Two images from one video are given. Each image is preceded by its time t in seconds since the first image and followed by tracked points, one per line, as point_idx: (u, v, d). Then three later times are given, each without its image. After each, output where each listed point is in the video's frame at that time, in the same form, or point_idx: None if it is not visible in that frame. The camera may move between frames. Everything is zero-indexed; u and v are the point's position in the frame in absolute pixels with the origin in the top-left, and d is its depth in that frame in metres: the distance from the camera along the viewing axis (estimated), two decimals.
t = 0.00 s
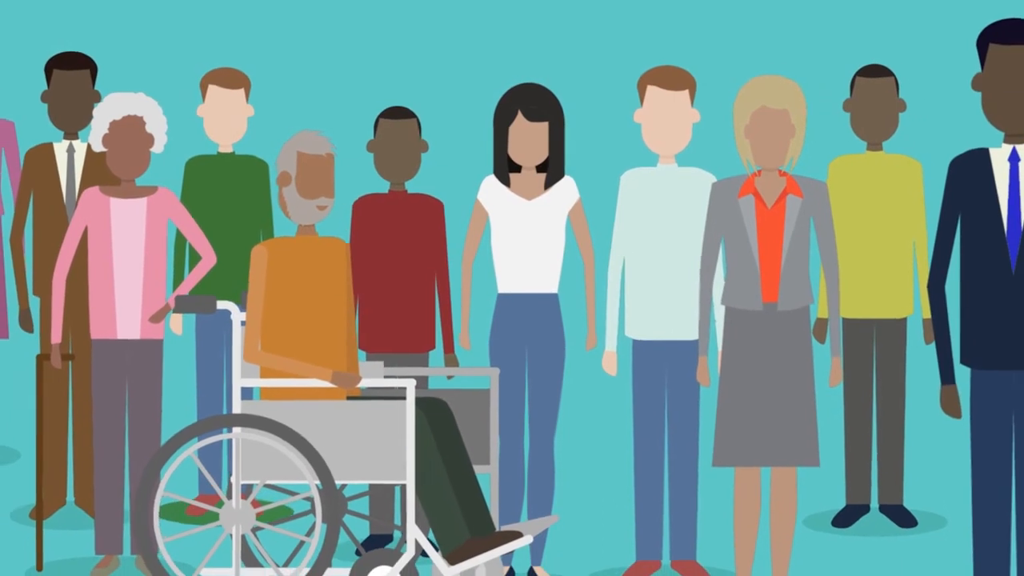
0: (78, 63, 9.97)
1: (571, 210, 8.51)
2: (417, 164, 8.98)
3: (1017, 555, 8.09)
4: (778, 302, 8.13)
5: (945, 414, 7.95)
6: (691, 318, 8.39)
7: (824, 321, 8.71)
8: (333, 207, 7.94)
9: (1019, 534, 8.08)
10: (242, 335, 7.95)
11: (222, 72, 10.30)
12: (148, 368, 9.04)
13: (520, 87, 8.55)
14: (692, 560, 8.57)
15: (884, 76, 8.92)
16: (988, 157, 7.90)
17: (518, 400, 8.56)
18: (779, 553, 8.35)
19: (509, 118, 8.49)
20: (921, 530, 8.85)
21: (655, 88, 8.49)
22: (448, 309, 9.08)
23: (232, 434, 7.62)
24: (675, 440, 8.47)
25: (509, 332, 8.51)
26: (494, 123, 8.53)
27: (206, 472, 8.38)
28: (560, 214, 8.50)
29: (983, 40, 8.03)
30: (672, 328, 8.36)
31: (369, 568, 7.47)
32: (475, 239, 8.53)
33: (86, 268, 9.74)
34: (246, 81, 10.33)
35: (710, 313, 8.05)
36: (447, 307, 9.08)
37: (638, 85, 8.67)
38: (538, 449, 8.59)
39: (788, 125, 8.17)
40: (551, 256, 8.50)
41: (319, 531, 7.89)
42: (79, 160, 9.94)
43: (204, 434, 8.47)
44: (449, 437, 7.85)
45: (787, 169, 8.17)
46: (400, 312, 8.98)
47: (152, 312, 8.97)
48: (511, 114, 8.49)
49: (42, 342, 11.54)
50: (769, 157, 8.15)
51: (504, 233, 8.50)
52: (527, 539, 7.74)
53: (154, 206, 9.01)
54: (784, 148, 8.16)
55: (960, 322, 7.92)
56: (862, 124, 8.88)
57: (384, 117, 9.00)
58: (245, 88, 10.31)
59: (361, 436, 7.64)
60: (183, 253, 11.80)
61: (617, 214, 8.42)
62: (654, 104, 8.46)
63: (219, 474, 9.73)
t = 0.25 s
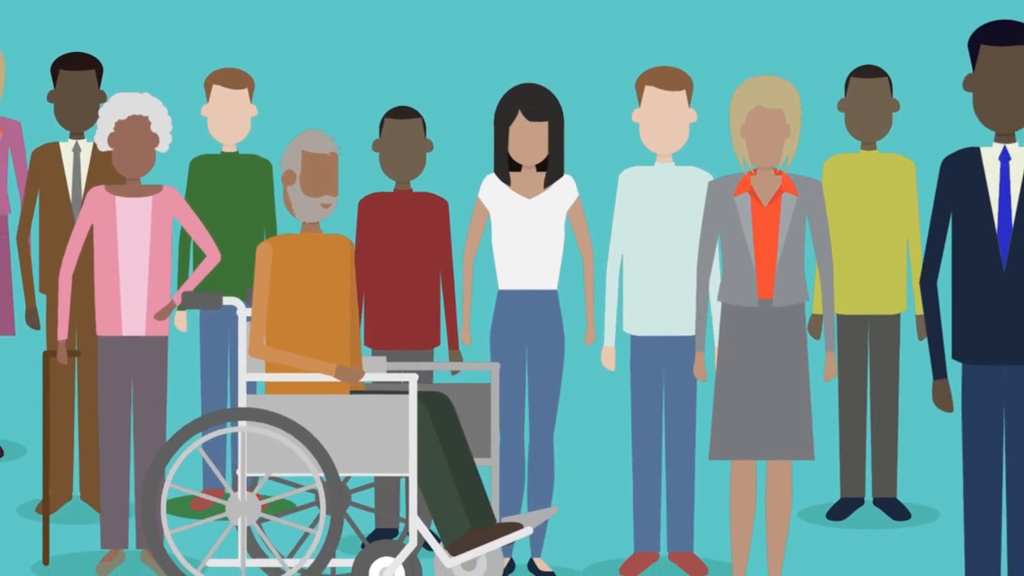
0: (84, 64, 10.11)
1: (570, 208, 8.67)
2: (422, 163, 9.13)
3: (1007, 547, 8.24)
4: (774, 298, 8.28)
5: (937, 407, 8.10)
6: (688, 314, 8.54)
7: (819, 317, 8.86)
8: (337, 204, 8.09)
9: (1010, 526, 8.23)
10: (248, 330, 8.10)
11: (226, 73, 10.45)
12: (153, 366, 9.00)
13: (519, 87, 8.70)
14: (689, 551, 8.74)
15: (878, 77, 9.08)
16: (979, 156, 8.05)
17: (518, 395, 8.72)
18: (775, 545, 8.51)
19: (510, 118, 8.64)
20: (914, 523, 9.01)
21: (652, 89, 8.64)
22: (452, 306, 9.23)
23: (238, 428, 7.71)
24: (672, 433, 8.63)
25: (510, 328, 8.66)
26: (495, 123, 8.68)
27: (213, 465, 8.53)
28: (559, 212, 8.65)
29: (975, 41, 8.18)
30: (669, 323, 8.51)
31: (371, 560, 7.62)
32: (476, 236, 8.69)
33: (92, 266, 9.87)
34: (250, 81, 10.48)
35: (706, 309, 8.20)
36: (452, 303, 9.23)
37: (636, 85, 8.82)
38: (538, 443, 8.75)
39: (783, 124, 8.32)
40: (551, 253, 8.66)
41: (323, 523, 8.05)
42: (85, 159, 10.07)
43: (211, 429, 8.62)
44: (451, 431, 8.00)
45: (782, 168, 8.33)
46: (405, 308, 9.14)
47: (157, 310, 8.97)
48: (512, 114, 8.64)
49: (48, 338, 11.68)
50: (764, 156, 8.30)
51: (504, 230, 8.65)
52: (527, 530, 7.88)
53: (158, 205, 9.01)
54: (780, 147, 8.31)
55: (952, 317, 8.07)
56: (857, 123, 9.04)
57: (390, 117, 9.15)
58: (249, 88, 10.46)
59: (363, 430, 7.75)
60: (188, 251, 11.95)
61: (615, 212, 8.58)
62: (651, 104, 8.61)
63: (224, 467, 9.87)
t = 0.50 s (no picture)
0: (88, 64, 10.22)
1: (569, 207, 8.78)
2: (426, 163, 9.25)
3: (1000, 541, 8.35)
4: (770, 295, 8.40)
5: (931, 403, 8.22)
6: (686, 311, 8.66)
7: (815, 314, 8.98)
8: (340, 203, 8.21)
9: (1003, 521, 8.34)
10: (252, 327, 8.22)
11: (229, 73, 10.56)
12: (158, 363, 9.08)
13: (519, 87, 8.81)
14: (687, 545, 8.86)
15: (874, 77, 9.19)
16: (973, 155, 8.17)
17: (518, 391, 8.84)
18: (772, 539, 8.62)
19: (510, 118, 8.75)
20: (909, 517, 9.13)
21: (650, 89, 8.76)
22: (455, 304, 9.35)
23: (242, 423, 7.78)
24: (670, 429, 8.75)
25: (510, 325, 8.78)
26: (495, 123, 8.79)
27: (218, 460, 8.64)
28: (559, 210, 8.77)
29: (969, 42, 8.30)
30: (667, 320, 8.64)
31: (374, 553, 7.73)
32: (476, 235, 8.80)
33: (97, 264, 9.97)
34: (253, 81, 10.59)
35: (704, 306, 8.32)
36: (455, 301, 9.35)
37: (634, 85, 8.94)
38: (538, 439, 8.87)
39: (780, 124, 8.43)
40: (551, 251, 8.77)
41: (326, 517, 8.17)
42: (89, 159, 10.10)
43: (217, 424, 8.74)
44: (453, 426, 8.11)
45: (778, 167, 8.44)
46: (409, 306, 9.26)
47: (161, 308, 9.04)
48: (512, 114, 8.75)
49: (52, 336, 11.79)
50: (761, 155, 8.41)
51: (504, 229, 8.77)
52: (527, 524, 7.99)
53: (162, 204, 9.07)
54: (776, 146, 8.43)
55: (946, 314, 8.19)
56: (853, 123, 9.16)
57: (394, 117, 9.27)
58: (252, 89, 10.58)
59: (366, 424, 7.86)
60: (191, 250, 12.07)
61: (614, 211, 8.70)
62: (649, 104, 8.73)
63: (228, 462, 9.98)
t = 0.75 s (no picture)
0: (91, 64, 10.29)
1: (569, 205, 8.85)
2: (429, 162, 9.32)
3: (996, 537, 8.42)
4: (768, 294, 8.47)
5: (928, 400, 8.29)
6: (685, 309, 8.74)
7: (813, 313, 9.05)
8: (342, 202, 8.28)
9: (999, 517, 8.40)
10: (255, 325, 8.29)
11: (231, 73, 10.63)
12: (160, 361, 9.14)
13: (519, 87, 8.89)
14: (686, 542, 8.93)
15: (871, 77, 9.27)
16: (968, 154, 8.24)
17: (519, 388, 8.91)
18: (770, 535, 8.69)
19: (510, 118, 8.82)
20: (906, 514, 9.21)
21: (649, 89, 8.83)
22: (457, 302, 9.42)
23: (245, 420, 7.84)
24: (669, 426, 8.82)
25: (511, 323, 8.86)
26: (496, 123, 8.86)
27: (220, 457, 8.70)
28: (558, 209, 8.84)
29: (965, 42, 8.37)
30: (666, 318, 8.71)
31: (375, 549, 7.80)
32: (477, 234, 8.88)
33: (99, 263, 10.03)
34: (254, 81, 10.67)
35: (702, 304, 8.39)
36: (456, 300, 9.42)
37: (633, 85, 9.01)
38: (538, 437, 8.94)
39: (778, 123, 8.50)
40: (551, 250, 8.85)
41: (327, 513, 8.24)
42: (91, 158, 10.15)
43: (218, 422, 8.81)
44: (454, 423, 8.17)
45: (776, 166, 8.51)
46: (411, 305, 9.33)
47: (164, 306, 9.10)
48: (511, 114, 8.83)
49: (55, 335, 11.86)
50: (759, 154, 8.49)
51: (505, 228, 8.85)
52: (527, 520, 8.06)
53: (164, 204, 9.14)
54: (774, 145, 8.50)
55: (942, 312, 8.26)
56: (850, 123, 9.23)
57: (396, 116, 9.34)
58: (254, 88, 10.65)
59: (367, 420, 7.91)
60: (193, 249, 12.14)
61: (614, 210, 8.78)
62: (649, 104, 8.81)
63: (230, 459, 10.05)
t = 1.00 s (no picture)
0: (91, 64, 10.31)
1: (569, 205, 8.87)
2: (430, 161, 9.35)
3: (995, 536, 8.44)
4: (768, 294, 8.49)
5: (927, 399, 8.31)
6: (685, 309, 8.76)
7: (813, 313, 9.08)
8: (342, 202, 8.30)
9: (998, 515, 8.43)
10: (256, 324, 8.31)
11: (232, 73, 10.65)
12: (161, 360, 9.16)
13: (519, 87, 8.91)
14: (686, 540, 8.96)
15: (870, 77, 9.29)
16: (967, 154, 8.26)
17: (519, 388, 8.94)
18: (769, 534, 8.72)
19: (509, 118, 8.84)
20: (905, 513, 9.23)
21: (649, 89, 8.86)
22: (456, 302, 9.45)
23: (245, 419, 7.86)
24: (668, 425, 8.84)
25: (511, 322, 8.88)
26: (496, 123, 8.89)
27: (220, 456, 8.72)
28: (558, 209, 8.87)
29: (964, 42, 8.40)
30: (665, 318, 8.73)
31: (375, 548, 7.82)
32: (477, 234, 8.90)
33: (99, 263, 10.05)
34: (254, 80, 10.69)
35: (701, 303, 8.41)
36: (456, 299, 9.44)
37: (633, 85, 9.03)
38: (538, 436, 8.97)
39: (778, 123, 8.53)
40: (551, 250, 8.87)
41: (328, 512, 8.26)
42: (92, 158, 10.17)
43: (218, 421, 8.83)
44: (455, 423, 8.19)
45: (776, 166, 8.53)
46: (411, 304, 9.36)
47: (164, 306, 9.12)
48: (511, 114, 8.85)
49: (56, 334, 11.88)
50: (758, 154, 8.51)
51: (505, 228, 8.87)
52: (527, 519, 8.08)
53: (165, 203, 9.16)
54: (773, 145, 8.52)
55: (941, 311, 8.28)
56: (850, 123, 9.26)
57: (397, 116, 9.36)
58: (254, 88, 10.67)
59: (368, 419, 7.94)
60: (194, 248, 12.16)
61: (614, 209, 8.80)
62: (648, 104, 8.83)
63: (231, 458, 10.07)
